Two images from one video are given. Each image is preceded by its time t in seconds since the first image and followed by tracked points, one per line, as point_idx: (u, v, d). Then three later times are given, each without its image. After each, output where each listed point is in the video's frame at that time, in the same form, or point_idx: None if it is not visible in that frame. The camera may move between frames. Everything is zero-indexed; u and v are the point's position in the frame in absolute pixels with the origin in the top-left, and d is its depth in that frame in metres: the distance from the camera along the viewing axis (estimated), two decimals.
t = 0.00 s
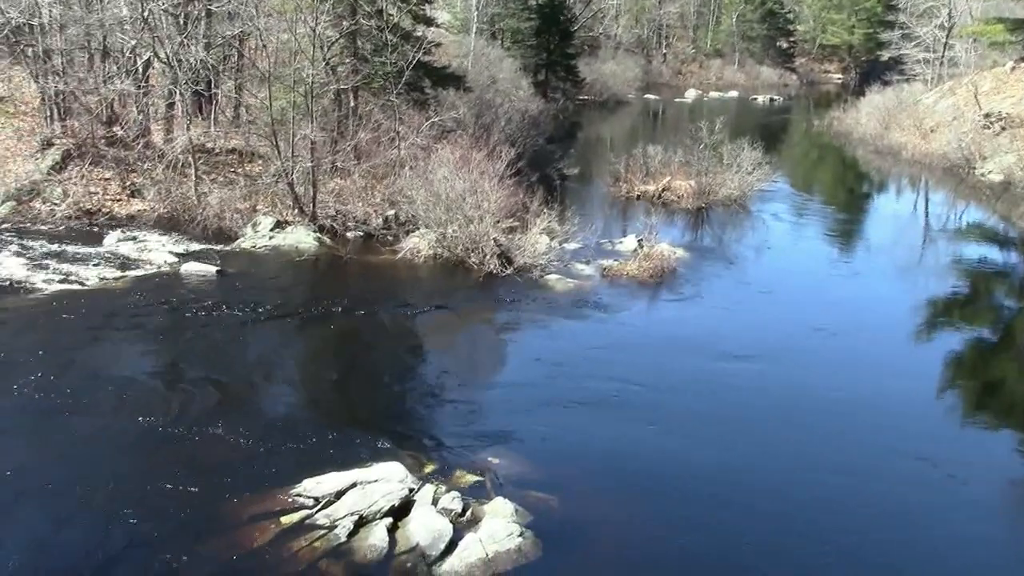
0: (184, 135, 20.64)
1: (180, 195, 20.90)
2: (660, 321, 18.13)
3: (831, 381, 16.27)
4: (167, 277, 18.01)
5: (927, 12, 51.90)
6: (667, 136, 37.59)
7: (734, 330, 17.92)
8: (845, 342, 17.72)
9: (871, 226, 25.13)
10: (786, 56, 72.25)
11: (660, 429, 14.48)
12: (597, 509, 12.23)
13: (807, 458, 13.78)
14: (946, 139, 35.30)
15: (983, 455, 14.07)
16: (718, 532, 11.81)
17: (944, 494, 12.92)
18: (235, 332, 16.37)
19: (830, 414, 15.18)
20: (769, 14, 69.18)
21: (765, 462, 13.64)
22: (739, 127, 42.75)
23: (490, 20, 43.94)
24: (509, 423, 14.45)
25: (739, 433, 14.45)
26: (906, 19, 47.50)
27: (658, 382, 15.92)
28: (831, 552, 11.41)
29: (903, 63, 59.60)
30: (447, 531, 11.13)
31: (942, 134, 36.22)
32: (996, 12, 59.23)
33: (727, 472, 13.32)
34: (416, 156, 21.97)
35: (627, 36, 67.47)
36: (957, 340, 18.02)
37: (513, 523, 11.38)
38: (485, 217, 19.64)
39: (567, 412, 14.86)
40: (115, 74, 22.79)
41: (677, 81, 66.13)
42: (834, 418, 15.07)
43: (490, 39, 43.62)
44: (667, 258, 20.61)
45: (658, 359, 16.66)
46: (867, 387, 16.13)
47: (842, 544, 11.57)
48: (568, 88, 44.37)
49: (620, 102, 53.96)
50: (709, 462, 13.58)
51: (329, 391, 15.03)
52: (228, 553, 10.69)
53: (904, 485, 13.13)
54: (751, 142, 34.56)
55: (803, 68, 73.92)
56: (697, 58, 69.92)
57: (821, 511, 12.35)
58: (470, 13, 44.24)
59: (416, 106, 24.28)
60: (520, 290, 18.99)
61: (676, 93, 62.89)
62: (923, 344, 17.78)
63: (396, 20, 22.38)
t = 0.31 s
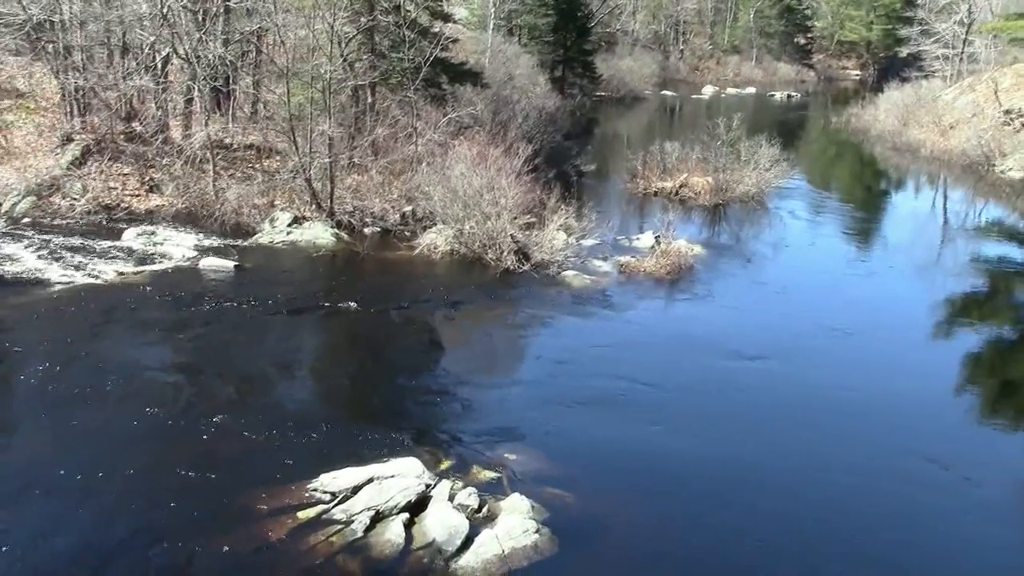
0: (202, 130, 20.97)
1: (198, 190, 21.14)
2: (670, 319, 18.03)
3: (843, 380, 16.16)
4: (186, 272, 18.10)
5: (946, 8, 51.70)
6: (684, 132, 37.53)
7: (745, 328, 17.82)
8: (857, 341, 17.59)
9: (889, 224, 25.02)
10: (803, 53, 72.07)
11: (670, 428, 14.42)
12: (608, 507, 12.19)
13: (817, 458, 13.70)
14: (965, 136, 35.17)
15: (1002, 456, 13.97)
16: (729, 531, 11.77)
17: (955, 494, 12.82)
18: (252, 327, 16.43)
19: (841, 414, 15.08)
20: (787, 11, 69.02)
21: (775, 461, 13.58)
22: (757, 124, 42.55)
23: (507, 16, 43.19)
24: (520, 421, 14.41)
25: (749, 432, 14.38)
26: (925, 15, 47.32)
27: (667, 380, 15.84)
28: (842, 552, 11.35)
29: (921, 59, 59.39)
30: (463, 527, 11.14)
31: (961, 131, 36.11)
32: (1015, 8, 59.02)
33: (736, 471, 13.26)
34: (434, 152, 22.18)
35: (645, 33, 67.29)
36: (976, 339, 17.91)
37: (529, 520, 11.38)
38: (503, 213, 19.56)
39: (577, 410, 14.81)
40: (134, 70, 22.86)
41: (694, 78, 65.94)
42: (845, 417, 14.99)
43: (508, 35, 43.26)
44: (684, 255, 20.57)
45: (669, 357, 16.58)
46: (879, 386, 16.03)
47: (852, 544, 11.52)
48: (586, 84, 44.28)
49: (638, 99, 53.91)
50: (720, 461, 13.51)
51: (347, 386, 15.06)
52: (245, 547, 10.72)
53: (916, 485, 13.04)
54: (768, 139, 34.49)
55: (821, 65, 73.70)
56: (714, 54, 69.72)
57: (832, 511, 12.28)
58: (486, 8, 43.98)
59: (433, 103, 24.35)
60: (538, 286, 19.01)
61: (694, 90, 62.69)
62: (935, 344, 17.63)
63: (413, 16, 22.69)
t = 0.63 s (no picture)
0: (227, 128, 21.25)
1: (223, 187, 21.33)
2: (685, 321, 17.91)
3: (857, 384, 16.01)
4: (210, 268, 18.21)
5: (973, 9, 51.29)
6: (707, 133, 37.46)
7: (760, 331, 17.70)
8: (872, 346, 17.41)
9: (913, 227, 24.84)
10: (828, 54, 71.75)
11: (682, 431, 14.33)
12: (620, 508, 12.13)
13: (830, 462, 13.58)
14: (992, 139, 34.89)
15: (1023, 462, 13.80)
16: (739, 534, 11.68)
17: (971, 503, 12.64)
18: (275, 324, 16.49)
19: (855, 418, 14.93)
20: (813, 11, 68.67)
21: (787, 465, 13.47)
22: (782, 125, 42.33)
23: (530, 16, 43.75)
24: (535, 421, 14.37)
25: (762, 436, 14.27)
26: (952, 16, 46.99)
27: (680, 383, 15.74)
28: (853, 557, 11.25)
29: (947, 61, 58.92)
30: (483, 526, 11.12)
31: (988, 134, 35.82)
32: None
33: (748, 474, 13.17)
34: (457, 151, 22.08)
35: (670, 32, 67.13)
36: (1001, 344, 17.72)
37: (550, 520, 11.36)
38: (526, 213, 19.67)
39: (590, 411, 14.74)
40: (161, 67, 22.93)
41: (718, 78, 65.62)
42: (859, 421, 14.84)
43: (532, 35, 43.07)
44: (708, 256, 20.52)
45: (682, 359, 16.47)
46: (895, 391, 15.86)
47: (863, 549, 11.41)
48: (610, 83, 44.06)
49: (662, 99, 53.77)
50: (731, 464, 13.42)
51: (369, 384, 15.07)
52: (266, 544, 10.77)
53: (930, 492, 12.89)
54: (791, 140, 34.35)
55: (846, 66, 73.19)
56: (739, 54, 69.43)
57: (843, 516, 12.17)
58: (510, 7, 44.06)
59: (457, 102, 24.24)
60: (561, 285, 18.98)
61: (717, 90, 62.47)
62: (952, 350, 17.43)
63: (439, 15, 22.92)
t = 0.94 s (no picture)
0: (252, 128, 21.50)
1: (247, 187, 21.41)
2: (701, 324, 17.81)
3: (874, 390, 15.88)
4: (234, 268, 18.30)
5: (1000, 12, 50.92)
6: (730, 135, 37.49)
7: (776, 335, 17.59)
8: (889, 351, 17.27)
9: (938, 232, 24.71)
10: (853, 56, 71.33)
11: (698, 435, 14.24)
12: (636, 511, 12.08)
13: (846, 468, 13.47)
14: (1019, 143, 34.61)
15: None
16: (754, 538, 11.61)
17: (989, 510, 12.52)
18: (299, 324, 16.56)
19: (872, 424, 14.80)
20: (837, 14, 68.40)
21: (803, 470, 13.38)
22: (805, 128, 42.16)
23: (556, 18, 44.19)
24: (552, 424, 14.32)
25: (777, 440, 14.17)
26: (978, 18, 46.67)
27: (696, 387, 15.66)
28: (868, 563, 11.16)
29: (974, 64, 58.50)
30: (506, 528, 11.11)
31: (1015, 138, 35.54)
32: None
33: (764, 479, 13.08)
34: (481, 152, 22.11)
35: (694, 35, 66.98)
36: None
37: (573, 522, 11.35)
38: (550, 214, 19.60)
39: (606, 414, 14.68)
40: (186, 68, 22.92)
41: (742, 80, 65.39)
42: (875, 427, 14.71)
43: (556, 36, 43.68)
44: (731, 258, 20.52)
45: (698, 363, 16.38)
46: (912, 397, 15.73)
47: (879, 555, 11.32)
48: (633, 86, 43.71)
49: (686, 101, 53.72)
50: (746, 468, 13.34)
51: (392, 384, 15.11)
52: (289, 543, 10.79)
53: (949, 499, 12.77)
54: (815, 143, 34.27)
55: (871, 69, 72.80)
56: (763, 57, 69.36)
57: (859, 522, 12.07)
58: (534, 10, 44.46)
59: (482, 103, 24.49)
60: (585, 287, 18.98)
61: (741, 92, 62.34)
62: (972, 356, 17.28)
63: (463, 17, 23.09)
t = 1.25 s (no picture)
0: (276, 130, 21.67)
1: (272, 189, 21.48)
2: (718, 328, 17.71)
3: (892, 395, 15.75)
4: (259, 269, 18.39)
5: None
6: (754, 138, 37.46)
7: (793, 339, 17.48)
8: (908, 355, 17.15)
9: (964, 236, 24.52)
10: (878, 58, 70.90)
11: (713, 438, 14.20)
12: (653, 513, 12.05)
13: (862, 472, 13.39)
14: None
15: None
16: (765, 540, 11.60)
17: (1005, 516, 12.42)
18: (324, 324, 16.62)
19: (889, 428, 14.70)
20: (862, 16, 68.04)
21: (819, 474, 13.31)
22: (829, 130, 41.94)
23: (580, 20, 44.30)
24: (572, 426, 14.30)
25: (793, 444, 14.10)
26: (1005, 20, 46.31)
27: (713, 390, 15.58)
28: (879, 566, 11.13)
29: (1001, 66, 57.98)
30: (530, 529, 11.11)
31: None
32: None
33: (777, 482, 13.04)
34: (506, 154, 21.99)
35: (718, 37, 66.76)
36: None
37: (596, 524, 11.33)
38: (574, 217, 19.60)
39: (622, 416, 14.65)
40: (212, 70, 23.09)
41: (767, 83, 65.13)
42: (894, 432, 14.58)
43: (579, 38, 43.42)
44: (756, 261, 20.47)
45: (715, 367, 16.29)
46: (931, 402, 15.59)
47: (894, 561, 11.25)
48: (658, 88, 43.62)
49: (710, 103, 53.68)
50: (760, 472, 13.29)
51: (415, 385, 15.13)
52: (313, 543, 10.82)
53: (967, 505, 12.65)
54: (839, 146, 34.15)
55: (897, 71, 72.33)
56: (787, 59, 69.24)
57: (870, 525, 12.03)
58: (559, 12, 44.75)
59: (506, 105, 24.62)
60: (611, 290, 18.96)
61: (765, 94, 62.19)
62: (994, 362, 17.12)
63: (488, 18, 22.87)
